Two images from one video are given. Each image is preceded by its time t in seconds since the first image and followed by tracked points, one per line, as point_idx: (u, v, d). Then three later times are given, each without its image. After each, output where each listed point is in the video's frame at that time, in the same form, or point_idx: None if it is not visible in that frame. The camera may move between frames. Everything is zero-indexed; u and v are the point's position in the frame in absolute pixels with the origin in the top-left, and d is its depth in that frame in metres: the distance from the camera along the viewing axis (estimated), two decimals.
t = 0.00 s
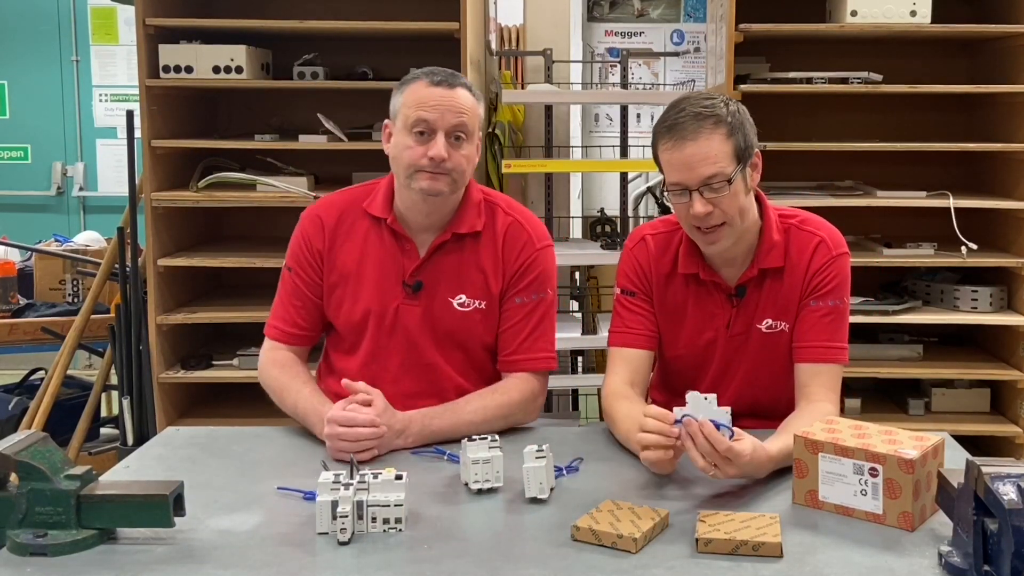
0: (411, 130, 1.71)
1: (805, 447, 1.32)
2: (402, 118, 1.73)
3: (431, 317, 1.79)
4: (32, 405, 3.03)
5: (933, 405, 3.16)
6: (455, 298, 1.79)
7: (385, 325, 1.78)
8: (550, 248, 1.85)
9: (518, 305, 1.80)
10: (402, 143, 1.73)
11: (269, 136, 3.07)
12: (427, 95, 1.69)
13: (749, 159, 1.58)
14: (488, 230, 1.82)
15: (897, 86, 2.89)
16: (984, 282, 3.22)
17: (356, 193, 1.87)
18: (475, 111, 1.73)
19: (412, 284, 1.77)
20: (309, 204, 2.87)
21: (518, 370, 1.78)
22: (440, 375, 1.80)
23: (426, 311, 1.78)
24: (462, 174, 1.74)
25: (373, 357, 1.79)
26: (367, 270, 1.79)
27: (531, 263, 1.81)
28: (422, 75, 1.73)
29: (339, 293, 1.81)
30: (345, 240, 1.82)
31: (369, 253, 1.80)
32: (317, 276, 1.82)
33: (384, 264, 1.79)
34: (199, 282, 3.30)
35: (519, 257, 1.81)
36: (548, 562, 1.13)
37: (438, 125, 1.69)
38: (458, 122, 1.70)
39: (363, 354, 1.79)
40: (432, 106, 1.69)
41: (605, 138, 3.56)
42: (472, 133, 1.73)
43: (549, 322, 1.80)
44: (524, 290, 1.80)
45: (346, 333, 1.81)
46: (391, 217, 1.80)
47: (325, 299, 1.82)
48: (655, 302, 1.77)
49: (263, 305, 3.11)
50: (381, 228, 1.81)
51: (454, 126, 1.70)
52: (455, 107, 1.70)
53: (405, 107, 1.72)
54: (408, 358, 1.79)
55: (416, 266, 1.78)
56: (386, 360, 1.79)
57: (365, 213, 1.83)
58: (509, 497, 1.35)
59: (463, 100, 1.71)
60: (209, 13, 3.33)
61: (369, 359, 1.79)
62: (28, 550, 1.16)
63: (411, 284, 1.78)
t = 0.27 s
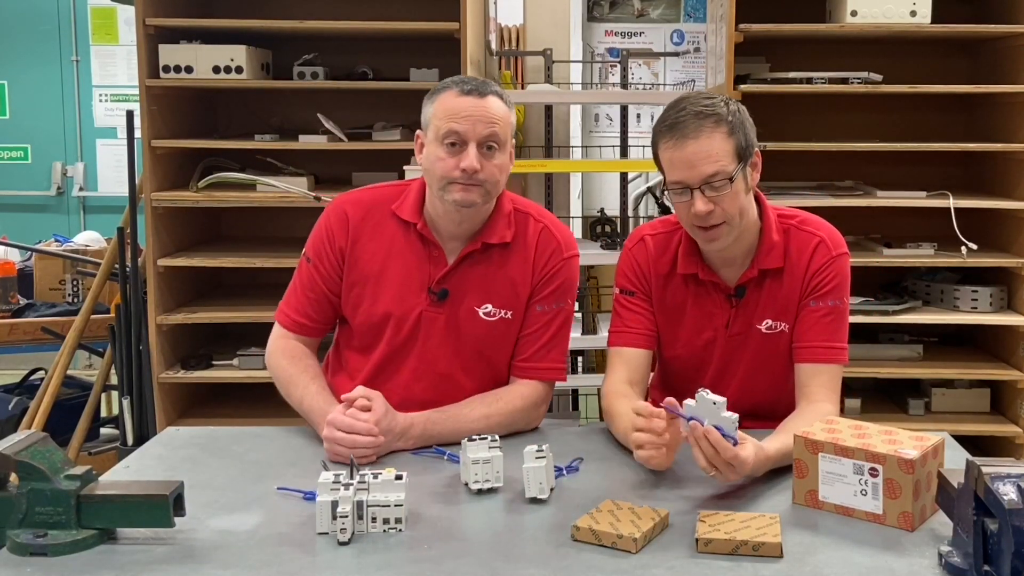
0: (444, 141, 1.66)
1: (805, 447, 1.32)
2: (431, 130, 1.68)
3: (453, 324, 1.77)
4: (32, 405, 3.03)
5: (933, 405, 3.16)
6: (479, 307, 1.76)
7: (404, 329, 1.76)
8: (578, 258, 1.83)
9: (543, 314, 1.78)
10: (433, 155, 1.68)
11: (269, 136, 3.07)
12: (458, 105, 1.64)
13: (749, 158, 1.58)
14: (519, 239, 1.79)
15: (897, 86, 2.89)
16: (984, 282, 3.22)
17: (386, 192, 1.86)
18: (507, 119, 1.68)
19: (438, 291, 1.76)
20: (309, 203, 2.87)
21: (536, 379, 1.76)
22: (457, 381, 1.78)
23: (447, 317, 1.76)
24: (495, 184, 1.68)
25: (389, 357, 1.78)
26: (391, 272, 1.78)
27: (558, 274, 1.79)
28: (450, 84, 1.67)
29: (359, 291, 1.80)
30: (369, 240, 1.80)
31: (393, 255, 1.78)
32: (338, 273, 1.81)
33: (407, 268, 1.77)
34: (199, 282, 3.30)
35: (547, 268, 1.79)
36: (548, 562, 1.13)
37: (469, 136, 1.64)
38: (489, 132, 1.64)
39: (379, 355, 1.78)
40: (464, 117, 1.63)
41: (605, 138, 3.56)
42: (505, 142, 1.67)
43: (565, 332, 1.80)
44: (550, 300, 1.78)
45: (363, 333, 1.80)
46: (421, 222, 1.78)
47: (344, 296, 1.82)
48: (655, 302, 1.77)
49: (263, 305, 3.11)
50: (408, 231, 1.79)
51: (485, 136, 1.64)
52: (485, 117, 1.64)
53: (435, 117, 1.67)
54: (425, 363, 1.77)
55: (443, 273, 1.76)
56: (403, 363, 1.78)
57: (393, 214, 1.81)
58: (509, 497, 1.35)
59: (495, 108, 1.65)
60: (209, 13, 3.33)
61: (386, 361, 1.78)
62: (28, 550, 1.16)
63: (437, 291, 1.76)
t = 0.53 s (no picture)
0: (466, 160, 1.64)
1: (805, 447, 1.32)
2: (449, 145, 1.66)
3: (462, 324, 1.77)
4: (32, 405, 3.03)
5: (933, 405, 3.16)
6: (488, 307, 1.76)
7: (411, 329, 1.76)
8: (586, 259, 1.83)
9: (551, 313, 1.78)
10: (453, 172, 1.66)
11: (269, 136, 3.08)
12: (475, 124, 1.62)
13: (759, 158, 1.58)
14: (529, 240, 1.78)
15: (897, 86, 2.89)
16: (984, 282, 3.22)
17: (396, 192, 1.86)
18: (521, 126, 1.67)
19: (447, 292, 1.76)
20: (309, 204, 2.87)
21: (542, 379, 1.76)
22: (462, 381, 1.78)
23: (455, 318, 1.76)
24: (513, 194, 1.69)
25: (396, 356, 1.78)
26: (399, 272, 1.78)
27: (567, 274, 1.79)
28: (460, 96, 1.65)
29: (367, 290, 1.80)
30: (378, 239, 1.80)
31: (401, 255, 1.78)
32: (345, 271, 1.81)
33: (416, 268, 1.77)
34: (199, 282, 3.30)
35: (555, 269, 1.79)
36: (548, 562, 1.13)
37: (491, 151, 1.63)
38: (510, 143, 1.64)
39: (385, 354, 1.78)
40: (485, 134, 1.62)
41: (605, 138, 3.56)
42: (522, 149, 1.67)
43: (571, 332, 1.80)
44: (559, 300, 1.79)
45: (369, 331, 1.80)
46: (431, 222, 1.78)
47: (351, 295, 1.82)
48: (659, 301, 1.76)
49: (263, 305, 3.11)
50: (418, 231, 1.79)
51: (507, 147, 1.64)
52: (503, 130, 1.63)
53: (453, 136, 1.64)
54: (432, 362, 1.77)
55: (452, 274, 1.76)
56: (411, 361, 1.78)
57: (403, 214, 1.81)
58: (509, 497, 1.35)
59: (510, 118, 1.64)
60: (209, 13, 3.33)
61: (392, 360, 1.78)
62: (28, 550, 1.16)
63: (446, 292, 1.76)
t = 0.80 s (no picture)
0: (472, 171, 1.64)
1: (805, 447, 1.32)
2: (454, 156, 1.65)
3: (463, 323, 1.77)
4: (32, 405, 3.03)
5: (933, 405, 3.16)
6: (490, 307, 1.76)
7: (412, 328, 1.76)
8: (587, 259, 1.83)
9: (552, 313, 1.78)
10: (458, 182, 1.66)
11: (269, 136, 3.08)
12: (480, 134, 1.61)
13: (762, 162, 1.59)
14: (531, 240, 1.78)
15: (897, 86, 2.89)
16: (984, 282, 3.22)
17: (397, 192, 1.85)
18: (524, 133, 1.67)
19: (449, 291, 1.76)
20: (309, 204, 2.87)
21: (542, 378, 1.77)
22: (463, 381, 1.78)
23: (456, 317, 1.76)
24: (517, 202, 1.69)
25: (397, 355, 1.78)
26: (401, 271, 1.78)
27: (568, 274, 1.79)
28: (466, 104, 1.64)
29: (368, 290, 1.80)
30: (379, 239, 1.80)
31: (402, 255, 1.78)
32: (346, 270, 1.81)
33: (417, 268, 1.77)
34: (199, 282, 3.30)
35: (556, 269, 1.79)
36: (548, 562, 1.13)
37: (496, 162, 1.63)
38: (515, 152, 1.64)
39: (386, 353, 1.78)
40: (490, 145, 1.61)
41: (605, 138, 3.56)
42: (525, 156, 1.67)
43: (571, 331, 1.80)
44: (560, 299, 1.79)
45: (369, 331, 1.80)
46: (432, 222, 1.78)
47: (352, 295, 1.82)
48: (660, 302, 1.76)
49: (263, 305, 3.11)
50: (419, 231, 1.79)
51: (513, 156, 1.64)
52: (507, 139, 1.62)
53: (457, 146, 1.64)
54: (433, 362, 1.77)
55: (453, 273, 1.76)
56: (412, 361, 1.78)
57: (404, 215, 1.81)
58: (509, 497, 1.35)
59: (515, 126, 1.63)
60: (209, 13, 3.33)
61: (392, 359, 1.78)
62: (28, 550, 1.16)
63: (448, 291, 1.76)
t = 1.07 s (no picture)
0: (473, 176, 1.63)
1: (805, 447, 1.32)
2: (455, 158, 1.65)
3: (463, 324, 1.77)
4: (32, 405, 3.03)
5: (933, 405, 3.16)
6: (490, 307, 1.76)
7: (412, 329, 1.76)
8: (586, 259, 1.83)
9: (552, 313, 1.78)
10: (459, 184, 1.66)
11: (269, 136, 3.08)
12: (481, 138, 1.61)
13: (768, 163, 1.58)
14: (529, 240, 1.78)
15: (897, 86, 2.89)
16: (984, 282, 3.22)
17: (395, 193, 1.85)
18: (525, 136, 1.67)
19: (448, 292, 1.76)
20: (309, 204, 2.87)
21: (542, 378, 1.77)
22: (463, 381, 1.78)
23: (456, 318, 1.76)
24: (517, 205, 1.69)
25: (397, 356, 1.78)
26: (400, 272, 1.78)
27: (567, 273, 1.79)
28: (467, 109, 1.64)
29: (367, 291, 1.80)
30: (379, 240, 1.80)
31: (402, 256, 1.78)
32: (346, 272, 1.81)
33: (417, 269, 1.77)
34: (199, 282, 3.30)
35: (556, 269, 1.79)
36: (548, 562, 1.13)
37: (498, 165, 1.62)
38: (515, 156, 1.63)
39: (386, 354, 1.78)
40: (491, 150, 1.61)
41: (606, 138, 3.56)
42: (526, 159, 1.67)
43: (572, 331, 1.80)
44: (559, 298, 1.79)
45: (369, 332, 1.80)
46: (431, 223, 1.78)
47: (351, 296, 1.82)
48: (658, 302, 1.76)
49: (263, 305, 3.11)
50: (419, 232, 1.79)
51: (514, 161, 1.64)
52: (508, 142, 1.62)
53: (458, 150, 1.64)
54: (433, 362, 1.77)
55: (453, 274, 1.76)
56: (413, 362, 1.78)
57: (403, 216, 1.81)
58: (509, 497, 1.35)
59: (515, 130, 1.63)
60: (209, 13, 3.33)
61: (392, 360, 1.78)
62: (28, 550, 1.16)
63: (447, 292, 1.76)
